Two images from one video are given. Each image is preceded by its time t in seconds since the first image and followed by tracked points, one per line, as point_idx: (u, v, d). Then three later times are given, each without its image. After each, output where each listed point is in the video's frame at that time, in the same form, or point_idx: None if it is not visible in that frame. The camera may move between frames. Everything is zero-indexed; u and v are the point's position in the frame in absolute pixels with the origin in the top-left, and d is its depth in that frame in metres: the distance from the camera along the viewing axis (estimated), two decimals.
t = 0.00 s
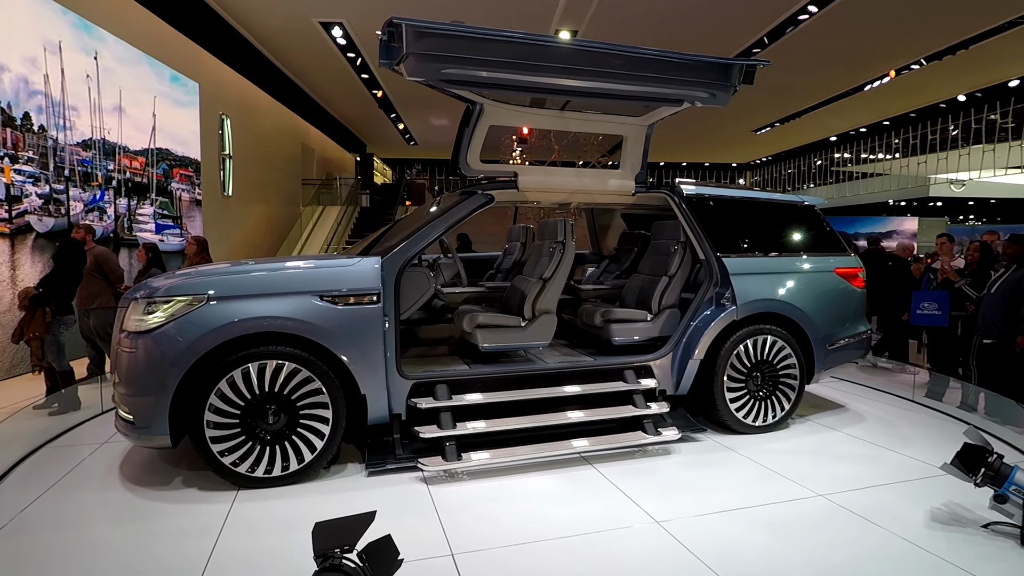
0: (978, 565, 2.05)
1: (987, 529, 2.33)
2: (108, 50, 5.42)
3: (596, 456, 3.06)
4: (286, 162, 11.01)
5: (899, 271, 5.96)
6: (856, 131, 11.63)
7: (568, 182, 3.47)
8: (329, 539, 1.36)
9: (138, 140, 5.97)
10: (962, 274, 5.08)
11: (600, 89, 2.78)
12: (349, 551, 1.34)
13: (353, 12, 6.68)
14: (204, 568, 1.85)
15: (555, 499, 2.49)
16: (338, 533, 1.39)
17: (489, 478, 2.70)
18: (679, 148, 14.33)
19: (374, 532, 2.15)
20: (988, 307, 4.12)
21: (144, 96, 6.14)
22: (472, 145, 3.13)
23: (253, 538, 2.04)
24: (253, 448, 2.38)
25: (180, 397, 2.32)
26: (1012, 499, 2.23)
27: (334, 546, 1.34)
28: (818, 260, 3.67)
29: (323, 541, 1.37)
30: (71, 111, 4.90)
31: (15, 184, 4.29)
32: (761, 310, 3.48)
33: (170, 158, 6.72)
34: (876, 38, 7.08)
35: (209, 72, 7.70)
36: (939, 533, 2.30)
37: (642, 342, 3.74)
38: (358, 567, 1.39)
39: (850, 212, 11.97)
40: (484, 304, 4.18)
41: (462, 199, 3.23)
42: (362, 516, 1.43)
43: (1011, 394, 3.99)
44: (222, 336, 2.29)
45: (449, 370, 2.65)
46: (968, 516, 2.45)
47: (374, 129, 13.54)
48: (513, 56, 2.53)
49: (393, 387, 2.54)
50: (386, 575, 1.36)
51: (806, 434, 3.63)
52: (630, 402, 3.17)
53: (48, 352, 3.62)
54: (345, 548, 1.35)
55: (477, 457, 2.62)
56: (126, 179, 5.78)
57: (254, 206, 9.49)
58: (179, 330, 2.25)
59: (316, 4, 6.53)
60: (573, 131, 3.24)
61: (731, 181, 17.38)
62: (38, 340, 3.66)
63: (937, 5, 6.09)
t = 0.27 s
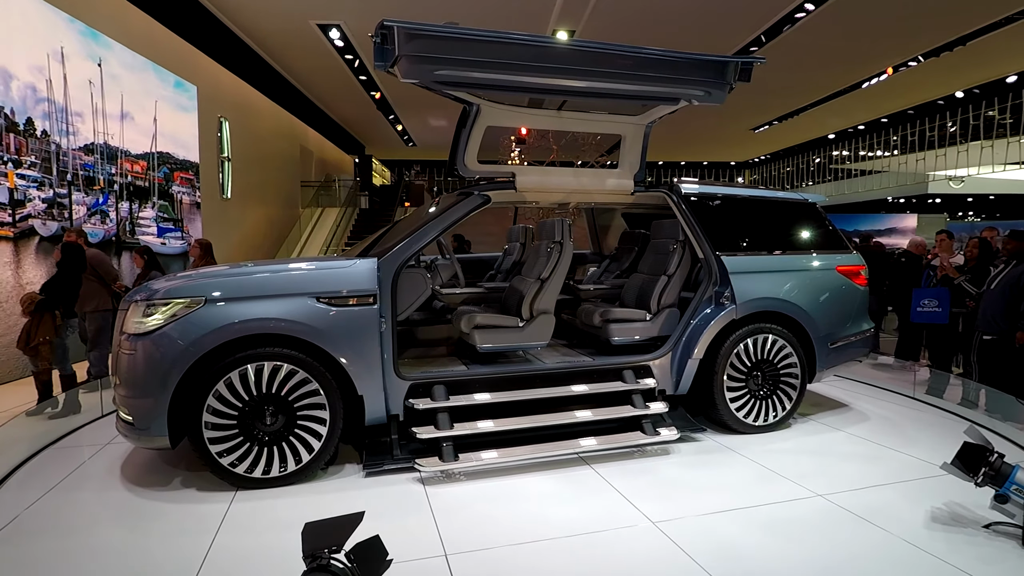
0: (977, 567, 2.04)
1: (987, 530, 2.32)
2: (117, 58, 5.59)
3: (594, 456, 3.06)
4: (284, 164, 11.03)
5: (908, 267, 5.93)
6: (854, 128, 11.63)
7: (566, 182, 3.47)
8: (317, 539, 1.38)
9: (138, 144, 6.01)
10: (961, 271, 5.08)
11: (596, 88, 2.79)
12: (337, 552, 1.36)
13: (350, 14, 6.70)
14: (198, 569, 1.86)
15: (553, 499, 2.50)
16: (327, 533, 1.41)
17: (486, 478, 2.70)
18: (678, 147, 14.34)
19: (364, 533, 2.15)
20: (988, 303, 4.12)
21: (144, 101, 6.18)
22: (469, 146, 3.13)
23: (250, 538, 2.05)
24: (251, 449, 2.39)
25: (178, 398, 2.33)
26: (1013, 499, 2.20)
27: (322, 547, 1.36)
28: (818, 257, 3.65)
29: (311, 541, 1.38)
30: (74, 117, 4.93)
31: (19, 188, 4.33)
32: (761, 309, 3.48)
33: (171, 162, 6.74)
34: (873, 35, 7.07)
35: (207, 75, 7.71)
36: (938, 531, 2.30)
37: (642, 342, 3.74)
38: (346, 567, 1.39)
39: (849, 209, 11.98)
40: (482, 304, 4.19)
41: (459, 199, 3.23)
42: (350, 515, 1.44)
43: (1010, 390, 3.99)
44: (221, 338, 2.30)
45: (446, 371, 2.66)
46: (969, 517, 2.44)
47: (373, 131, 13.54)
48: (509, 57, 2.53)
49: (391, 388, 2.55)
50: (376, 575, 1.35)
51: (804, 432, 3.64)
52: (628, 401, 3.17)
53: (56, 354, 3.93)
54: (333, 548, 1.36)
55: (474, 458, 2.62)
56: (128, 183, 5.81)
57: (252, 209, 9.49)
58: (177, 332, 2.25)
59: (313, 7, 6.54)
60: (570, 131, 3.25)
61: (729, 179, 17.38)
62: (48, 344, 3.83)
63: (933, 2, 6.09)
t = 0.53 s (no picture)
0: (974, 570, 2.03)
1: (985, 533, 2.31)
2: (122, 62, 5.70)
3: (591, 458, 3.06)
4: (283, 166, 11.03)
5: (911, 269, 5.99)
6: (853, 129, 11.63)
7: (564, 183, 3.47)
8: (305, 541, 1.35)
9: (139, 147, 6.02)
10: (960, 271, 5.09)
11: (593, 89, 2.79)
12: (324, 553, 1.34)
13: (348, 16, 6.72)
14: (191, 569, 1.86)
15: (550, 501, 2.50)
16: (318, 535, 1.40)
17: (483, 480, 2.70)
18: (677, 148, 14.35)
19: (351, 533, 2.15)
20: (987, 303, 4.12)
21: (144, 104, 6.19)
22: (467, 147, 3.13)
23: (246, 538, 2.05)
24: (248, 450, 2.39)
25: (176, 399, 2.33)
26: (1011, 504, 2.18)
27: (309, 548, 1.33)
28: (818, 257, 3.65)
29: (300, 542, 1.37)
30: (76, 120, 4.94)
31: (21, 191, 4.33)
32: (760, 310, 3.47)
33: (172, 164, 6.76)
34: (871, 35, 7.09)
35: (205, 77, 7.71)
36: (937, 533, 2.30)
37: (641, 343, 3.74)
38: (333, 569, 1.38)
39: (848, 209, 11.98)
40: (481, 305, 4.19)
41: (456, 201, 3.23)
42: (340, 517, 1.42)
43: (1009, 390, 3.99)
44: (218, 339, 2.30)
45: (443, 372, 2.66)
46: (968, 520, 2.43)
47: (372, 132, 13.55)
48: (506, 58, 2.54)
49: (387, 389, 2.55)
50: (361, 575, 1.33)
51: (802, 432, 3.64)
52: (626, 403, 3.15)
53: (58, 360, 3.95)
54: (320, 550, 1.34)
55: (470, 459, 2.62)
56: (129, 186, 5.82)
57: (251, 210, 9.49)
58: (175, 334, 2.26)
59: (311, 8, 6.54)
60: (567, 132, 3.25)
61: (728, 180, 17.38)
62: (53, 347, 3.86)
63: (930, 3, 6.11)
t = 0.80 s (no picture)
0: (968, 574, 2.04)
1: (981, 538, 2.30)
2: (128, 65, 5.81)
3: (586, 460, 3.06)
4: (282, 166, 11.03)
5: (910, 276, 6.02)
6: (851, 131, 11.66)
7: (563, 184, 3.47)
8: (292, 540, 1.32)
9: (139, 147, 6.03)
10: (959, 274, 5.10)
11: (591, 91, 2.80)
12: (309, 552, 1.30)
13: (348, 16, 6.72)
14: (182, 569, 1.85)
15: (545, 502, 2.50)
16: (304, 532, 1.37)
17: (477, 480, 2.70)
18: (675, 149, 14.38)
19: (337, 534, 2.17)
20: (984, 306, 4.13)
21: (145, 104, 6.21)
22: (465, 148, 3.14)
23: (239, 538, 2.05)
24: (243, 449, 2.39)
25: (172, 397, 2.33)
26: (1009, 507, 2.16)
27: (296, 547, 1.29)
28: (816, 258, 3.65)
29: (286, 542, 1.33)
30: (78, 120, 4.95)
31: (22, 190, 4.31)
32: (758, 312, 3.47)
33: (172, 164, 6.77)
34: (869, 38, 7.12)
35: (204, 76, 7.71)
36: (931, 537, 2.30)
37: (639, 344, 3.74)
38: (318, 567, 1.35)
39: (846, 211, 12.01)
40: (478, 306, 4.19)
41: (453, 201, 3.24)
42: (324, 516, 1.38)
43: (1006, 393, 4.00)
44: (215, 338, 2.30)
45: (439, 372, 2.66)
46: (964, 526, 2.43)
47: (371, 133, 13.56)
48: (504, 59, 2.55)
49: (383, 389, 2.55)
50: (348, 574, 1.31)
51: (798, 434, 3.64)
52: (622, 405, 3.15)
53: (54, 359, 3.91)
54: (306, 548, 1.31)
55: (465, 460, 2.62)
56: (129, 185, 5.82)
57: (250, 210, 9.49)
58: (171, 332, 2.26)
59: (311, 9, 6.55)
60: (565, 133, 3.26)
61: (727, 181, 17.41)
62: (52, 346, 3.87)
63: (928, 6, 6.13)
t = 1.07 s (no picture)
0: None
1: (977, 544, 2.31)
2: (133, 68, 5.90)
3: (581, 461, 3.06)
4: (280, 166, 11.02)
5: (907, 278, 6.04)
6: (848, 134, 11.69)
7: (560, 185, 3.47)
8: (278, 538, 1.33)
9: (139, 148, 6.02)
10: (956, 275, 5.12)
11: (588, 93, 2.79)
12: (296, 551, 1.31)
13: (347, 17, 6.72)
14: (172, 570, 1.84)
15: (541, 503, 2.50)
16: (290, 532, 1.37)
17: (472, 481, 2.70)
18: (673, 151, 14.41)
19: (324, 533, 2.16)
20: (982, 308, 4.15)
21: (145, 106, 6.20)
22: (463, 149, 3.13)
23: (232, 538, 2.03)
24: (238, 448, 2.39)
25: (169, 397, 2.33)
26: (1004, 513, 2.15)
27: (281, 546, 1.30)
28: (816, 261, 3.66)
29: (272, 540, 1.34)
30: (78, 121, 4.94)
31: (24, 191, 4.27)
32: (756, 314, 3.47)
33: (171, 165, 6.77)
34: (866, 41, 7.14)
35: (203, 77, 7.71)
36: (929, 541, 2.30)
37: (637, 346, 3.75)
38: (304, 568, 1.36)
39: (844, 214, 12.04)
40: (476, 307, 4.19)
41: (450, 203, 3.25)
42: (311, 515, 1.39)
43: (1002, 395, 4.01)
44: (211, 338, 2.30)
45: (434, 373, 2.66)
46: (959, 531, 2.43)
47: (370, 133, 13.56)
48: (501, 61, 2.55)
49: (379, 389, 2.55)
50: (333, 574, 1.32)
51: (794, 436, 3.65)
52: (618, 406, 3.15)
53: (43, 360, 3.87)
54: (293, 548, 1.32)
55: (460, 460, 2.62)
56: (129, 186, 5.81)
57: (248, 210, 9.48)
58: (167, 332, 2.26)
59: (309, 9, 6.55)
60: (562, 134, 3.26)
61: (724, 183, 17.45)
62: (41, 350, 3.86)
63: (925, 9, 6.15)
